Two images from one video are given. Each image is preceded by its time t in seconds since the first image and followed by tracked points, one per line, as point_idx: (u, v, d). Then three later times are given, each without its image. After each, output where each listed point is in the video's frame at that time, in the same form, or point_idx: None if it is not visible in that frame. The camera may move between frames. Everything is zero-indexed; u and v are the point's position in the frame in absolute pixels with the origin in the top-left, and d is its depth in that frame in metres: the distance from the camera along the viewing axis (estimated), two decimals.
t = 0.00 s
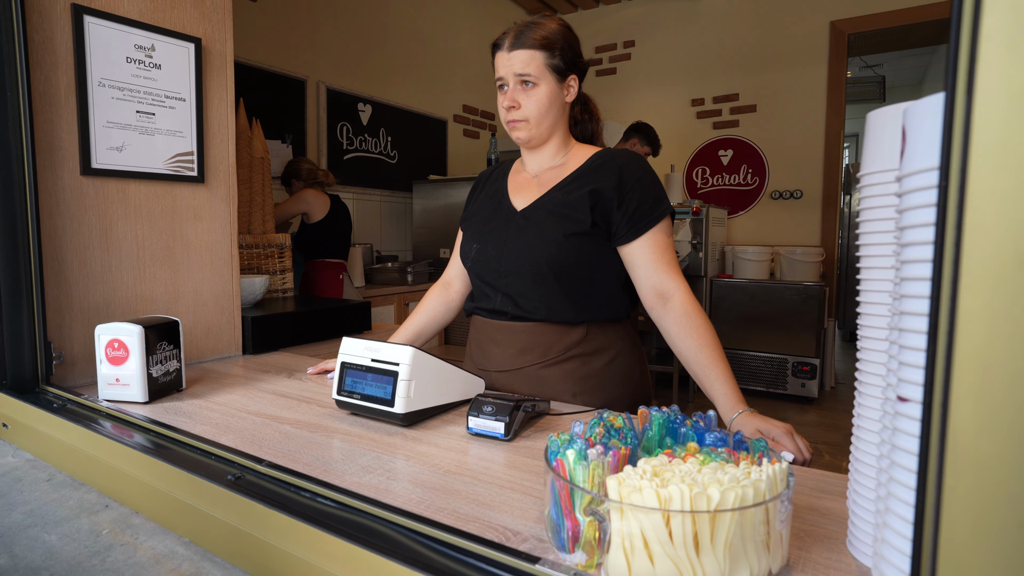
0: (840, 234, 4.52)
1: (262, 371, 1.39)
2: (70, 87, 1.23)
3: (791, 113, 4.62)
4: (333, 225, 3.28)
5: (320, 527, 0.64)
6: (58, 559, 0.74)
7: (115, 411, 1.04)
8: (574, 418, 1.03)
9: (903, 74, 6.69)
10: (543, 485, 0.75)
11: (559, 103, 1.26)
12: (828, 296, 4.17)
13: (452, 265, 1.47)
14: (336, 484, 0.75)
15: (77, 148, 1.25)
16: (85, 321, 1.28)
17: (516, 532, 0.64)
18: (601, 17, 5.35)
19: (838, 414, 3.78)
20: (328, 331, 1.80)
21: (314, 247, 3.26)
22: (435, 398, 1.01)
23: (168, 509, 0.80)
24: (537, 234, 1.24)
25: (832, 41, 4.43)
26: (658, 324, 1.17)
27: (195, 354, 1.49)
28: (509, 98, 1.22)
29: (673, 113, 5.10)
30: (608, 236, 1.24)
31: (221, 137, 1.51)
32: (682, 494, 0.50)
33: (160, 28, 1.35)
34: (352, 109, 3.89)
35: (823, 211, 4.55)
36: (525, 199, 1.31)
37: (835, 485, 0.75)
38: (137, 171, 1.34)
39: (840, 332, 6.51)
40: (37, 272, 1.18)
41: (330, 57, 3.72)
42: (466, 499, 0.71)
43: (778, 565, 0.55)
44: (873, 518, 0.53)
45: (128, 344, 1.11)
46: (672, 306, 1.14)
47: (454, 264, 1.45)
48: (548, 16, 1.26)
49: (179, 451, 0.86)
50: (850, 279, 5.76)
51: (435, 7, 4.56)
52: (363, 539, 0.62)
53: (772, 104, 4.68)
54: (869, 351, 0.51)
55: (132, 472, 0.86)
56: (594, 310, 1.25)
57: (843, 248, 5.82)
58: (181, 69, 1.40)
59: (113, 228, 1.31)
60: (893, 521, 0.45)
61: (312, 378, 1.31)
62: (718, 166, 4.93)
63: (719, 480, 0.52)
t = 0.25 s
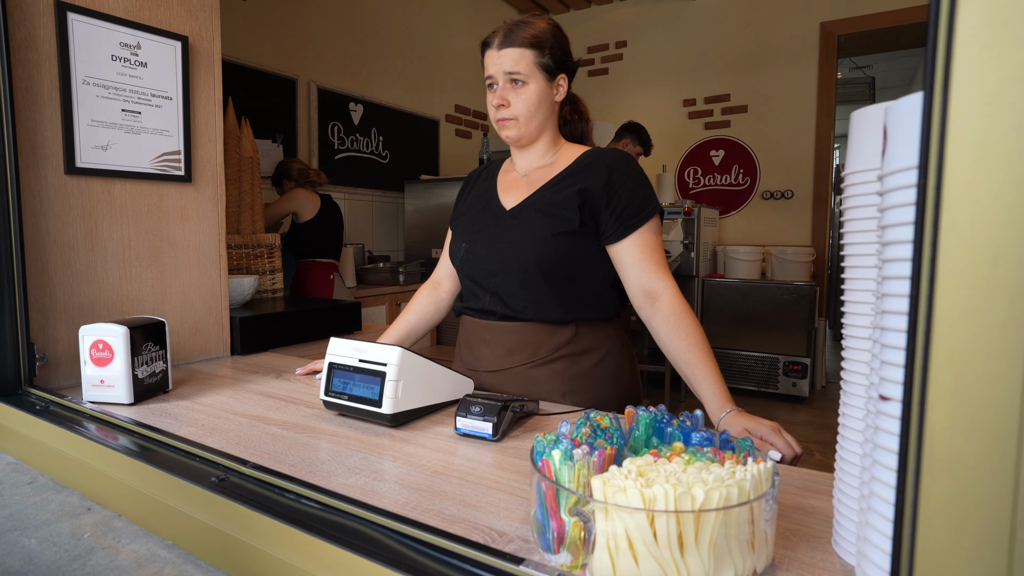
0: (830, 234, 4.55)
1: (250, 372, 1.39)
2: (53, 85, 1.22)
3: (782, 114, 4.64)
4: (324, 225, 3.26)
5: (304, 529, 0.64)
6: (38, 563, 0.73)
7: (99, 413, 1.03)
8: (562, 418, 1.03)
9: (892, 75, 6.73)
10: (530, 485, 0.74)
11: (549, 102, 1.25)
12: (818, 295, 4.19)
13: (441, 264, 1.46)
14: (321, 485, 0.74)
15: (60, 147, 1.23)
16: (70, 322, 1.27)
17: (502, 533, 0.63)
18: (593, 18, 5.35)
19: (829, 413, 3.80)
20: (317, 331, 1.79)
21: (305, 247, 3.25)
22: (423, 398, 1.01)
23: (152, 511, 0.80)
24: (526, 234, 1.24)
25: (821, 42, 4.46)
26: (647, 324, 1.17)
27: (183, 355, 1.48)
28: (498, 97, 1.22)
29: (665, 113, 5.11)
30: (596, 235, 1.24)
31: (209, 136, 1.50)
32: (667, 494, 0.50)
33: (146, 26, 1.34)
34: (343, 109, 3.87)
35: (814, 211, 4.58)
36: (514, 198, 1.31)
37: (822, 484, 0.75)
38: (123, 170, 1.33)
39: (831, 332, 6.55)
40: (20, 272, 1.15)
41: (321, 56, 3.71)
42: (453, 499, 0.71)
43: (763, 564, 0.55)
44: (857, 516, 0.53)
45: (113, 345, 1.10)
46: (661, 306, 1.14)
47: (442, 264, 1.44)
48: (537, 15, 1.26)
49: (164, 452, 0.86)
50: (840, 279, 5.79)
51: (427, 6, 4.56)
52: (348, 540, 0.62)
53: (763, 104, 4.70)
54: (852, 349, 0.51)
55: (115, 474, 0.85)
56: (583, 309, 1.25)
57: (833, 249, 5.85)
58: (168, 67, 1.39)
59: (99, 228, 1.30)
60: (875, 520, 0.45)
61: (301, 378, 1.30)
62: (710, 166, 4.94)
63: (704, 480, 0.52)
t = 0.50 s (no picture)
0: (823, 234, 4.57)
1: (241, 372, 1.38)
2: (40, 83, 1.21)
3: (774, 114, 4.66)
4: (317, 225, 3.25)
5: (291, 529, 0.64)
6: (22, 564, 0.72)
7: (86, 414, 1.02)
8: (552, 417, 1.03)
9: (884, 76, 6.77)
10: (519, 484, 0.74)
11: (545, 101, 1.26)
12: (811, 295, 4.21)
13: (433, 265, 1.46)
14: (309, 485, 0.74)
15: (48, 146, 1.23)
16: (58, 322, 1.26)
17: (489, 531, 0.63)
18: (587, 18, 5.36)
19: (821, 412, 3.81)
20: (308, 331, 1.79)
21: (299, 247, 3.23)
22: (413, 398, 1.01)
23: (138, 512, 0.79)
24: (518, 232, 1.23)
25: (813, 43, 4.48)
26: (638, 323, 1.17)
27: (172, 355, 1.47)
28: (497, 94, 1.21)
29: (658, 113, 5.12)
30: (588, 234, 1.24)
31: (198, 135, 1.49)
32: (652, 492, 0.50)
33: (134, 24, 1.33)
34: (336, 108, 3.86)
35: (806, 211, 4.60)
36: (507, 197, 1.30)
37: (809, 482, 0.75)
38: (111, 169, 1.32)
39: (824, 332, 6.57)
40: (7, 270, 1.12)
41: (313, 56, 3.70)
42: (441, 499, 0.71)
43: (749, 562, 0.55)
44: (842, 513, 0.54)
45: (101, 345, 1.09)
46: (652, 305, 1.15)
47: (434, 265, 1.44)
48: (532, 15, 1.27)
49: (151, 452, 0.85)
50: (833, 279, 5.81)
51: (420, 6, 4.55)
52: (334, 540, 0.62)
53: (755, 105, 4.72)
54: (837, 346, 0.51)
55: (102, 475, 0.84)
56: (574, 308, 1.25)
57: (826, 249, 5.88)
58: (157, 65, 1.39)
59: (86, 227, 1.29)
60: (858, 516, 0.45)
61: (292, 378, 1.30)
62: (703, 167, 4.95)
63: (689, 478, 0.52)
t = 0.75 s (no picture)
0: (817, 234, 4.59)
1: (235, 375, 1.37)
2: (31, 84, 1.20)
3: (769, 115, 4.67)
4: (312, 226, 3.24)
5: (284, 536, 0.63)
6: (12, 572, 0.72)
7: (78, 419, 1.02)
8: (546, 421, 1.03)
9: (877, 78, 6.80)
10: (514, 489, 0.74)
11: (538, 105, 1.26)
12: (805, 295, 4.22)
13: (429, 268, 1.46)
14: (303, 491, 0.74)
15: (39, 148, 1.22)
16: (49, 326, 1.25)
17: (484, 537, 0.63)
18: (582, 19, 5.36)
19: (816, 412, 3.83)
20: (303, 333, 1.79)
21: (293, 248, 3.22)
22: (408, 402, 1.00)
23: (130, 519, 0.79)
24: (513, 236, 1.23)
25: (808, 44, 4.49)
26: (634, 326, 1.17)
27: (166, 359, 1.46)
28: (489, 99, 1.22)
29: (653, 114, 5.13)
30: (584, 237, 1.24)
31: (192, 136, 1.49)
32: (646, 499, 0.50)
33: (127, 26, 1.33)
34: (331, 109, 3.85)
35: (801, 212, 4.62)
36: (502, 201, 1.30)
37: (803, 486, 0.76)
38: (104, 171, 1.31)
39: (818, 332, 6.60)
40: None
41: (308, 56, 3.69)
42: (436, 504, 0.71)
43: (744, 567, 0.55)
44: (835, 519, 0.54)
45: (93, 349, 1.08)
46: (648, 309, 1.15)
47: (430, 268, 1.44)
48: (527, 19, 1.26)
49: (143, 458, 0.84)
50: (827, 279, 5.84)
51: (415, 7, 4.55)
52: (328, 548, 0.61)
53: (750, 106, 4.73)
54: (831, 353, 0.51)
55: (93, 481, 0.84)
56: (569, 311, 1.25)
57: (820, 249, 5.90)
58: (150, 67, 1.38)
59: (79, 229, 1.28)
60: (851, 523, 0.45)
61: (286, 381, 1.30)
62: (698, 168, 4.96)
63: (683, 484, 0.52)
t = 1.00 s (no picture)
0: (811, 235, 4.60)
1: (229, 376, 1.37)
2: (23, 84, 1.19)
3: (763, 115, 4.68)
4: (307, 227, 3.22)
5: (279, 538, 0.63)
6: None
7: (71, 421, 1.01)
8: (542, 422, 1.03)
9: (870, 79, 6.83)
10: (511, 490, 0.74)
11: (532, 106, 1.25)
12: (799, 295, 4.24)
13: (424, 269, 1.45)
14: (298, 493, 0.73)
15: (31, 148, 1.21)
16: (41, 327, 1.25)
17: (481, 539, 0.63)
18: (577, 19, 5.37)
19: (810, 412, 3.84)
20: (298, 334, 1.78)
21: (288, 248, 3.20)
22: (404, 403, 1.00)
23: (124, 522, 0.78)
24: (508, 236, 1.23)
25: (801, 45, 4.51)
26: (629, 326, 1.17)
27: (159, 360, 1.45)
28: (482, 99, 1.22)
29: (648, 114, 5.13)
30: (579, 238, 1.24)
31: (186, 136, 1.48)
32: (644, 499, 0.50)
33: (120, 25, 1.32)
34: (325, 109, 3.84)
35: (795, 213, 4.63)
36: (497, 201, 1.30)
37: (799, 485, 0.76)
38: (96, 171, 1.30)
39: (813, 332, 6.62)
40: None
41: (302, 56, 3.67)
42: (431, 505, 0.71)
43: (741, 566, 0.55)
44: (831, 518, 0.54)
45: (85, 350, 1.07)
46: (643, 309, 1.15)
47: (424, 268, 1.43)
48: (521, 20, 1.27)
49: (136, 460, 0.84)
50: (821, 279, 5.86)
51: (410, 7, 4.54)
52: (324, 550, 0.61)
53: (744, 107, 4.74)
54: (827, 353, 0.51)
55: (86, 484, 0.83)
56: (564, 311, 1.25)
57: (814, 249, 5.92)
58: (143, 67, 1.37)
59: (71, 230, 1.27)
60: (847, 522, 0.46)
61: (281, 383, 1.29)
62: (693, 168, 4.98)
63: (681, 484, 0.52)
